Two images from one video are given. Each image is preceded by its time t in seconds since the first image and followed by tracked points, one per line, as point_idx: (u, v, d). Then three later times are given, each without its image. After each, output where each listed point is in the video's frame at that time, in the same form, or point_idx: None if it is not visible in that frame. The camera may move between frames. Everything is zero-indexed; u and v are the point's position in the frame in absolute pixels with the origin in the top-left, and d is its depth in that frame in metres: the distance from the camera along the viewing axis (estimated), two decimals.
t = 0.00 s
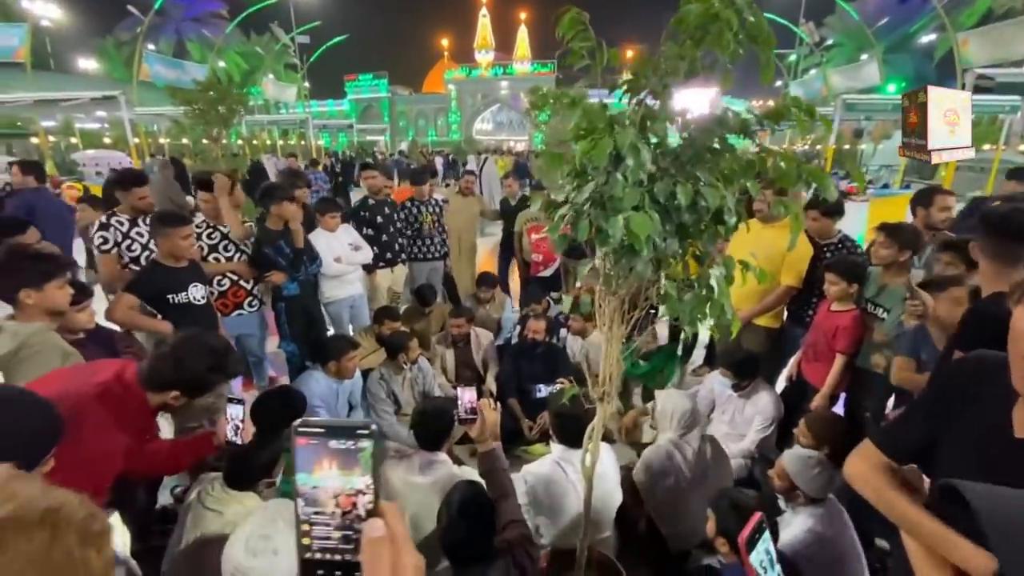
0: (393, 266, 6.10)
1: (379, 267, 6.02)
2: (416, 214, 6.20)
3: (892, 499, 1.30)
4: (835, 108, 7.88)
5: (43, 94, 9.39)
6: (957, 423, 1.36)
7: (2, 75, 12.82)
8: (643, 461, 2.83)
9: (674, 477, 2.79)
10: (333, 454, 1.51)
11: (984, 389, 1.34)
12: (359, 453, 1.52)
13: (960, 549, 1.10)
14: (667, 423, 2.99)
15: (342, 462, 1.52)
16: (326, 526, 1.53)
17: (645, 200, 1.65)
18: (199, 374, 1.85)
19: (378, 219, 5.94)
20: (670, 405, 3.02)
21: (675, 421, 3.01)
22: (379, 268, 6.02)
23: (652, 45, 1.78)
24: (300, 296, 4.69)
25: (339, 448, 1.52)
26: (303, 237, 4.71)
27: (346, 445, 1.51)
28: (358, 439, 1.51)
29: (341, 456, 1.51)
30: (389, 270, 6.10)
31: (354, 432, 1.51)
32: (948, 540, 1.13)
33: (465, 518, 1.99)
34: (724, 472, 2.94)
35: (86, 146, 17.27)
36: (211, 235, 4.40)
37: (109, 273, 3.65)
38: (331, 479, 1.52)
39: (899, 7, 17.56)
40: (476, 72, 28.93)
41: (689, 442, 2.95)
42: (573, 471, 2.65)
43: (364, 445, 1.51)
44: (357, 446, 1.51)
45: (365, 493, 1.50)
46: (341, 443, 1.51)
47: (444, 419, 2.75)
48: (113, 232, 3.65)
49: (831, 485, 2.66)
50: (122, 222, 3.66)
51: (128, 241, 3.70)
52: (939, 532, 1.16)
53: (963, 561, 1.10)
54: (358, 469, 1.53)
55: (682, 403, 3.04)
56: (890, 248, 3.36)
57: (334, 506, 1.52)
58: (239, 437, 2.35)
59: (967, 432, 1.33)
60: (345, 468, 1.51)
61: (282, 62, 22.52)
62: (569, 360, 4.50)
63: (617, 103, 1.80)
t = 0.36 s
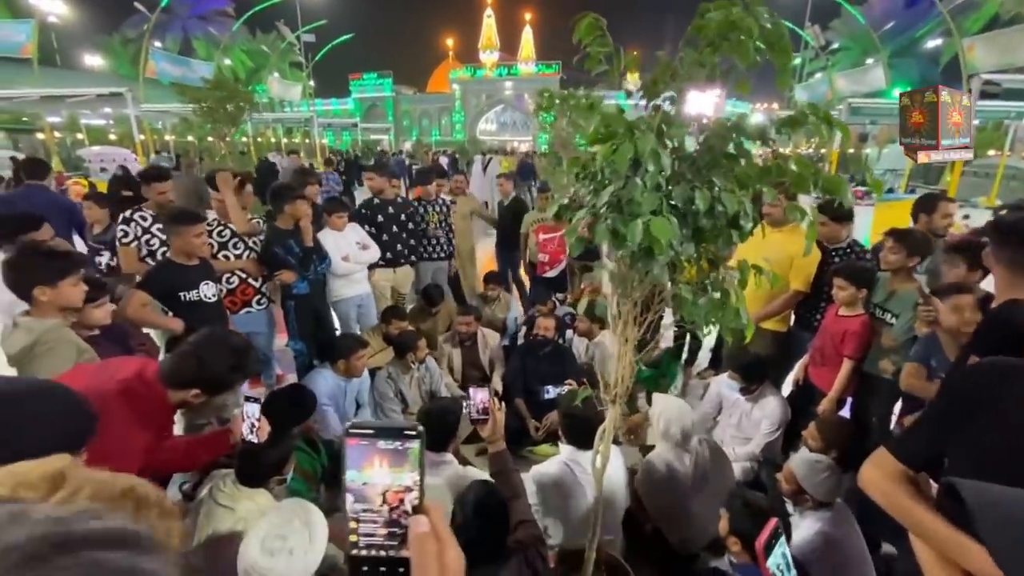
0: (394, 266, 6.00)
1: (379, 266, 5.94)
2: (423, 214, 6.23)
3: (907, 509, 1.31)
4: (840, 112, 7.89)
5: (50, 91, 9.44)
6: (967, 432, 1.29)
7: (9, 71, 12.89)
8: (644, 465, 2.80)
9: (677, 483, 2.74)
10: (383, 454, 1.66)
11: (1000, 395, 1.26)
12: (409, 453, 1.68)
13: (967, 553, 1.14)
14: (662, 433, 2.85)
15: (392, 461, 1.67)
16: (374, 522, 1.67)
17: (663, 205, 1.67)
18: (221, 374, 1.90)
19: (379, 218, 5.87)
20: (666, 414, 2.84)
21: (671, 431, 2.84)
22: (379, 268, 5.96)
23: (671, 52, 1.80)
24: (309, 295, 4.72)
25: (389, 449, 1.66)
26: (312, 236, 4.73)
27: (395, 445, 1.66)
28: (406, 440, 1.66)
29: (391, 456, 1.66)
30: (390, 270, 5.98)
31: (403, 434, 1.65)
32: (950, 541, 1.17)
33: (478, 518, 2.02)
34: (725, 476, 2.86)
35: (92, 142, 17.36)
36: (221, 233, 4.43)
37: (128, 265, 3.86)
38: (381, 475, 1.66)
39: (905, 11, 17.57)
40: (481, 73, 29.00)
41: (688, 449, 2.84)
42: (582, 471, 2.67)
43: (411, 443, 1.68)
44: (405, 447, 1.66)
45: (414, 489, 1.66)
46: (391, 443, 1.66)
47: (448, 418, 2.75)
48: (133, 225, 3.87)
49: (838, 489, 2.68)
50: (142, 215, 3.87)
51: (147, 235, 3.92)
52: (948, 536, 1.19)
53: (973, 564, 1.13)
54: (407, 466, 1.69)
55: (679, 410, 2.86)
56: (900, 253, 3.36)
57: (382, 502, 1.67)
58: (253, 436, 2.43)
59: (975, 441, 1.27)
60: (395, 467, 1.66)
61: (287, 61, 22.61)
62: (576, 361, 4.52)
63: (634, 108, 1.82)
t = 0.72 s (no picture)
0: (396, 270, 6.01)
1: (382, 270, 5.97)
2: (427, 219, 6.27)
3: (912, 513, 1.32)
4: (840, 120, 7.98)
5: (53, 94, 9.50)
6: (975, 439, 1.30)
7: (12, 75, 12.96)
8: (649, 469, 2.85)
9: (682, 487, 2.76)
10: (430, 454, 1.66)
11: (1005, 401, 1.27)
12: (456, 453, 1.69)
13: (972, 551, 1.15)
14: (667, 439, 2.86)
15: (438, 460, 1.67)
16: (417, 521, 1.61)
17: (676, 214, 1.70)
18: (235, 378, 1.91)
19: (383, 223, 5.89)
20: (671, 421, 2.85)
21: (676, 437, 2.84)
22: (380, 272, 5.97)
23: (683, 64, 1.84)
24: (317, 299, 4.76)
25: (436, 449, 1.67)
26: (318, 240, 4.75)
27: (441, 445, 1.68)
28: (452, 440, 1.69)
29: (436, 455, 1.66)
30: (391, 274, 6.00)
31: (449, 434, 1.68)
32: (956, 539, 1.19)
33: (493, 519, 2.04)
34: (730, 480, 2.85)
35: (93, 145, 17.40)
36: (228, 238, 4.45)
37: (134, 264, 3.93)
38: (428, 475, 1.64)
39: (903, 21, 17.78)
40: (482, 79, 29.22)
41: (694, 456, 2.82)
42: (591, 476, 2.69)
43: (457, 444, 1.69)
44: (451, 446, 1.67)
45: (460, 487, 1.62)
46: (438, 443, 1.67)
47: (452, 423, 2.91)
48: (144, 228, 3.95)
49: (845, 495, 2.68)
50: (155, 218, 4.00)
51: (156, 238, 3.98)
52: (951, 535, 1.21)
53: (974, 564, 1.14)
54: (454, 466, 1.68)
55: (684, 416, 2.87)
56: (904, 261, 3.39)
57: (428, 502, 1.62)
58: (265, 440, 2.40)
59: (983, 447, 1.29)
60: (442, 466, 1.65)
61: (288, 66, 22.76)
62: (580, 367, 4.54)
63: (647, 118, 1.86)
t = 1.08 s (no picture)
0: (398, 282, 6.03)
1: (383, 281, 6.00)
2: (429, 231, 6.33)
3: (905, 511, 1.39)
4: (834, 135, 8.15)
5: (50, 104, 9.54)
6: (970, 446, 1.35)
7: (8, 84, 13.00)
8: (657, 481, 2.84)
9: (688, 498, 2.76)
10: (468, 459, 1.71)
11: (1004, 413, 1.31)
12: (494, 460, 1.74)
13: (963, 556, 1.29)
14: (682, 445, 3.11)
15: (476, 466, 1.71)
16: (457, 523, 1.64)
17: (686, 230, 1.75)
18: (248, 390, 1.94)
19: (385, 235, 5.93)
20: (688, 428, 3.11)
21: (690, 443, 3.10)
22: (382, 284, 5.99)
23: (690, 86, 1.91)
24: (321, 310, 4.78)
25: (473, 454, 1.72)
26: (322, 252, 4.79)
27: (480, 451, 1.73)
28: (490, 446, 1.75)
29: (474, 461, 1.71)
30: (393, 285, 6.04)
31: (487, 439, 1.75)
32: (950, 544, 1.31)
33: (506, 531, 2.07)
34: (738, 489, 2.87)
35: (89, 154, 17.39)
36: (232, 249, 4.47)
37: (138, 273, 3.95)
38: (467, 479, 1.68)
39: (892, 40, 18.22)
40: (479, 92, 29.55)
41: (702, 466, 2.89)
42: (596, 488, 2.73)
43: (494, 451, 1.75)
44: (488, 453, 1.73)
45: (497, 492, 1.66)
46: (477, 448, 1.73)
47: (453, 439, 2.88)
48: (148, 238, 3.97)
49: (846, 508, 2.70)
50: (158, 229, 4.01)
51: (160, 248, 4.00)
52: (947, 540, 1.32)
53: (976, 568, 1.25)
54: (492, 473, 1.72)
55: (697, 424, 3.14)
56: (901, 276, 3.45)
57: (467, 505, 1.66)
58: (274, 451, 2.38)
59: (979, 457, 1.34)
60: (480, 471, 1.69)
61: (286, 78, 22.96)
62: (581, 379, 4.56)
63: (655, 138, 1.93)
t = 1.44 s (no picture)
0: (401, 291, 6.06)
1: (386, 291, 6.02)
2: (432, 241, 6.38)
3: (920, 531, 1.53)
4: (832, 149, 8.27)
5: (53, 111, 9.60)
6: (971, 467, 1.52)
7: (11, 92, 13.07)
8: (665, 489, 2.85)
9: (695, 507, 2.76)
10: (500, 463, 1.76)
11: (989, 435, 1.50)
12: (525, 464, 1.77)
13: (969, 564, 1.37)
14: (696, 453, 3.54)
15: (508, 471, 1.76)
16: (488, 525, 1.68)
17: (695, 244, 1.79)
18: (263, 397, 1.96)
19: (389, 244, 5.97)
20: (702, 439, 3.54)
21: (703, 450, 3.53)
22: (385, 292, 6.01)
23: (698, 103, 1.96)
24: (325, 319, 4.80)
25: (505, 458, 1.76)
26: (327, 261, 4.82)
27: (511, 455, 1.76)
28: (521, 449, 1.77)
29: (508, 465, 1.75)
30: (397, 294, 6.06)
31: (519, 442, 1.77)
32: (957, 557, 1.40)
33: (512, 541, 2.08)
34: (748, 502, 2.85)
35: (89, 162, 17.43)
36: (237, 257, 4.50)
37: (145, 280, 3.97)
38: (500, 483, 1.73)
39: (887, 56, 18.52)
40: (479, 103, 29.85)
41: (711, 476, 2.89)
42: (599, 500, 2.71)
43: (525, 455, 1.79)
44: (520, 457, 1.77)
45: (527, 496, 1.72)
46: (509, 451, 1.76)
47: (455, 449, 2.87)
48: (155, 245, 3.99)
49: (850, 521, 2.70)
50: (165, 236, 4.04)
51: (167, 255, 4.03)
52: (958, 557, 1.40)
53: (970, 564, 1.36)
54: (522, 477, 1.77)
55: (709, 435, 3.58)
56: (901, 289, 3.50)
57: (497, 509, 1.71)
58: (283, 459, 2.39)
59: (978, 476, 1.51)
60: (511, 476, 1.74)
61: (289, 88, 23.15)
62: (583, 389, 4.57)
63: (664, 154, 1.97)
